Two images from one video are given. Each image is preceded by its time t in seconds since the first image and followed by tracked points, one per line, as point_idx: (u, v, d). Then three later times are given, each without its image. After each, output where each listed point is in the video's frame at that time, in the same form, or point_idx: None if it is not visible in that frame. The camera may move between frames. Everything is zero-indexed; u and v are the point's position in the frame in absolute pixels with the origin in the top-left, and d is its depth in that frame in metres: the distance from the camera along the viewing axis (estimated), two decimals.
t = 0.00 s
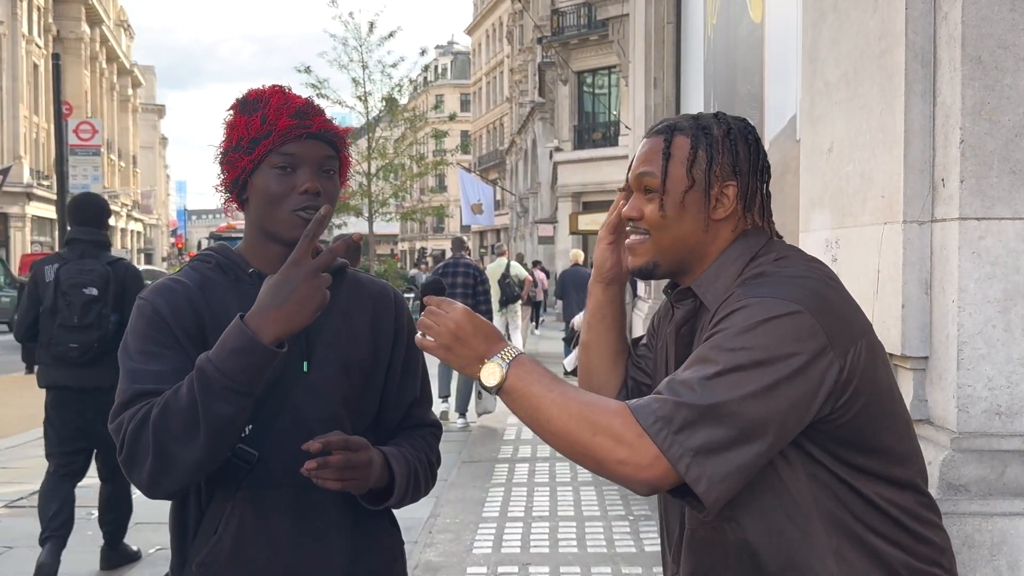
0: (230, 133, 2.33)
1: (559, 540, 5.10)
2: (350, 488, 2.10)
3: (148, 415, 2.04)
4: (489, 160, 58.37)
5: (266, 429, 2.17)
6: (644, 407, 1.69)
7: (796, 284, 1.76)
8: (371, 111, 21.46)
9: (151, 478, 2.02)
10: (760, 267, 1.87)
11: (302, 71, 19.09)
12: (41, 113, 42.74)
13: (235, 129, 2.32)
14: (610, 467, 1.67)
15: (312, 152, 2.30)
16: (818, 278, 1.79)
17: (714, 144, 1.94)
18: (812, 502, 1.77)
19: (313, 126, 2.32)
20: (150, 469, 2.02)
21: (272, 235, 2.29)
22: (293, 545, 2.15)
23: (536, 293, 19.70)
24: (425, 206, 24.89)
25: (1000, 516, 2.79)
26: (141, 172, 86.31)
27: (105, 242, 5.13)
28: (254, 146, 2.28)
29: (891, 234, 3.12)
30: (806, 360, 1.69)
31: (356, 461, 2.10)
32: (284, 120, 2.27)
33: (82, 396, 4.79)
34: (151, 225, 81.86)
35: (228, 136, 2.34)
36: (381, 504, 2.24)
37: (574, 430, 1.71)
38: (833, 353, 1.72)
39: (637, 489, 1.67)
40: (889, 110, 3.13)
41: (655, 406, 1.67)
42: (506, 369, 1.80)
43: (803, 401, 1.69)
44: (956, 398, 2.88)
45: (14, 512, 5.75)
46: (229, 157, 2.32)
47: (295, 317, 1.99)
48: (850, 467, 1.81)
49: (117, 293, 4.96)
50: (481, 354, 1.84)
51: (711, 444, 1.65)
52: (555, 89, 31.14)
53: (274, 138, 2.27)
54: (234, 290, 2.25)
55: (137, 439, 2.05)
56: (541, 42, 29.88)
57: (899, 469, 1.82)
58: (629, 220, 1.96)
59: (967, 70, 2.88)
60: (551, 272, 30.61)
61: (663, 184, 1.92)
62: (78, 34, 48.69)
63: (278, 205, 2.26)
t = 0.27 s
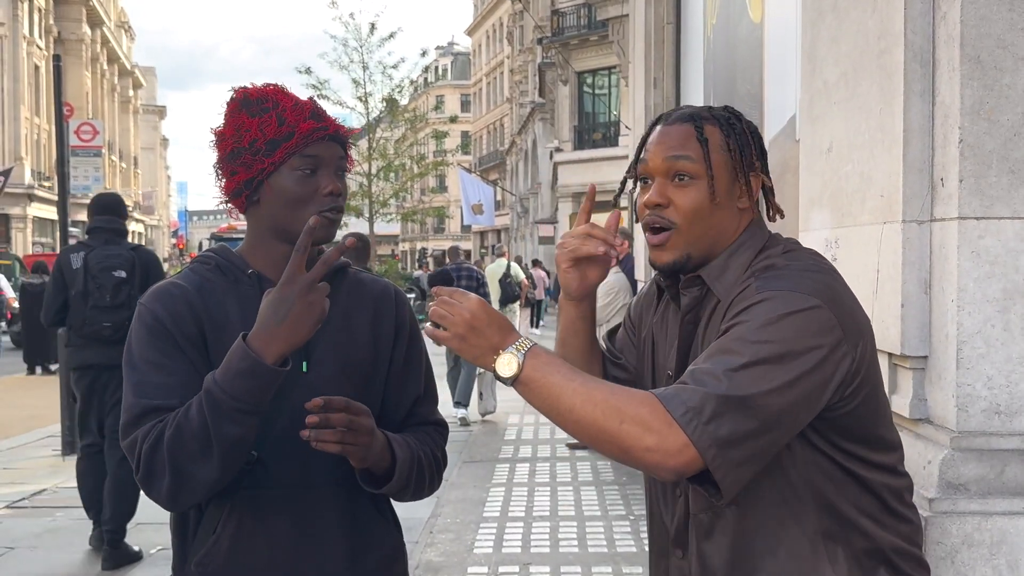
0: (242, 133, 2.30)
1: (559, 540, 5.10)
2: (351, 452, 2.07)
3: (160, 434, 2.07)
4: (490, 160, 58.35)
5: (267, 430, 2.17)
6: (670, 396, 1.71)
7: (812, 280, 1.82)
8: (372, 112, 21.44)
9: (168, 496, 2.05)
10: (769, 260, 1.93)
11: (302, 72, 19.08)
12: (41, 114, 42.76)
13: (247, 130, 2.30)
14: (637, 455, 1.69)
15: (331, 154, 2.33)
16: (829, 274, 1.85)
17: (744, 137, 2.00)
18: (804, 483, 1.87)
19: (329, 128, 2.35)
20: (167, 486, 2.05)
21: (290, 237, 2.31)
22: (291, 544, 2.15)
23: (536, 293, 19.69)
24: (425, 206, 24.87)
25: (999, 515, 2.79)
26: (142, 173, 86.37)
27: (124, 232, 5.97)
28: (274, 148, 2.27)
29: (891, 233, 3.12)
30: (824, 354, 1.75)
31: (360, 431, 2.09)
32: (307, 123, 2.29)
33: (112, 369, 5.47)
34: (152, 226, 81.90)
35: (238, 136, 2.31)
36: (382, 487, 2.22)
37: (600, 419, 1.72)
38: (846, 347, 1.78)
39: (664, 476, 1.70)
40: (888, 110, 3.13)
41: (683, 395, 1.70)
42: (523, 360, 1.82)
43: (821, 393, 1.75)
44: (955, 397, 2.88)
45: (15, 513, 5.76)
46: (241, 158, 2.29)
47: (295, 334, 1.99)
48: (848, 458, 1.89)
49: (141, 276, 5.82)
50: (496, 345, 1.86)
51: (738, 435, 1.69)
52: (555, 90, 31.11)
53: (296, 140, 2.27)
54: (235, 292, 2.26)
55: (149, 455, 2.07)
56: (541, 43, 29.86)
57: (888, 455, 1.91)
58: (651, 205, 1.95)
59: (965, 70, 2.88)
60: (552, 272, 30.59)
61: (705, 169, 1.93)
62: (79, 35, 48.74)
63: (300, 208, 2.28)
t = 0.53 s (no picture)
0: (244, 136, 2.30)
1: (558, 541, 5.10)
2: (360, 456, 2.08)
3: (167, 448, 2.07)
4: (490, 162, 58.36)
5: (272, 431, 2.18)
6: (687, 401, 1.71)
7: (818, 291, 1.84)
8: (372, 113, 21.45)
9: (177, 508, 2.07)
10: (770, 274, 1.94)
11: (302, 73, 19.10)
12: (41, 115, 42.78)
13: (251, 133, 2.29)
14: (652, 463, 1.69)
15: (333, 155, 2.35)
16: (831, 287, 1.88)
17: (712, 152, 1.98)
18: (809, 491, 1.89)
19: (330, 129, 2.37)
20: (174, 500, 2.06)
21: (295, 240, 2.31)
22: (297, 545, 2.16)
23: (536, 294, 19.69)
24: (425, 207, 24.88)
25: (998, 516, 2.80)
26: (142, 174, 86.37)
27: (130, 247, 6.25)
28: (279, 150, 2.28)
29: (889, 235, 3.13)
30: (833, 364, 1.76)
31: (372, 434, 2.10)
32: (310, 125, 2.31)
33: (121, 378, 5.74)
34: (152, 227, 81.91)
35: (238, 139, 2.31)
36: (382, 490, 2.23)
37: (613, 428, 1.72)
38: (851, 356, 1.80)
39: (678, 484, 1.69)
40: (886, 112, 3.14)
41: (699, 400, 1.70)
42: (528, 370, 1.82)
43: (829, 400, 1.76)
44: (954, 398, 2.89)
45: (15, 513, 5.77)
46: (243, 161, 2.29)
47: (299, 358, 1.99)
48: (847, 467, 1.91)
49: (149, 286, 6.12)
50: (499, 355, 1.86)
51: (753, 439, 1.68)
52: (555, 91, 31.12)
53: (301, 142, 2.29)
54: (238, 296, 2.26)
55: (157, 469, 2.08)
56: (541, 45, 29.87)
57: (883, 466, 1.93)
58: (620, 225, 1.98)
59: (964, 72, 2.89)
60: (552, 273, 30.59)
61: (658, 189, 1.95)
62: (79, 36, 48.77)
63: (306, 209, 2.29)
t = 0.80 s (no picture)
0: (248, 138, 2.29)
1: (556, 542, 5.10)
2: (365, 470, 2.11)
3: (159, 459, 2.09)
4: (489, 163, 58.38)
5: (276, 431, 2.19)
6: (622, 421, 1.68)
7: (765, 303, 1.78)
8: (371, 114, 21.45)
9: (166, 517, 2.10)
10: (726, 287, 1.88)
11: (302, 74, 19.10)
12: (40, 116, 42.77)
13: (254, 134, 2.29)
14: (589, 483, 1.65)
15: (336, 154, 2.36)
16: (783, 298, 1.80)
17: (674, 163, 1.95)
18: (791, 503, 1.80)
19: (333, 129, 2.38)
20: (161, 510, 2.09)
21: (298, 241, 2.31)
22: (303, 545, 2.16)
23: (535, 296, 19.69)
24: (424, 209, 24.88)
25: (996, 517, 2.80)
26: (140, 175, 86.34)
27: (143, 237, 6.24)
28: (284, 151, 2.28)
29: (887, 237, 3.14)
30: (777, 376, 1.70)
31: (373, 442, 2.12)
32: (313, 125, 2.32)
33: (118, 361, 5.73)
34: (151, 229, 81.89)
35: (240, 140, 2.30)
36: (388, 493, 2.26)
37: (553, 446, 1.68)
38: (802, 369, 1.73)
39: (614, 504, 1.65)
40: (884, 114, 3.15)
41: (633, 420, 1.67)
42: (484, 385, 1.78)
43: (775, 415, 1.70)
44: (951, 400, 2.90)
45: (14, 514, 5.76)
46: (247, 162, 2.29)
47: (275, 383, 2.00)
48: (820, 483, 1.83)
49: (153, 276, 6.08)
50: (459, 370, 1.81)
51: (690, 458, 1.63)
52: (554, 93, 31.14)
53: (305, 142, 2.30)
54: (239, 297, 2.26)
55: (144, 479, 2.10)
56: (540, 47, 29.89)
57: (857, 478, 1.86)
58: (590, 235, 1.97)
59: (962, 74, 2.90)
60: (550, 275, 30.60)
61: (624, 202, 1.94)
62: (79, 38, 48.81)
63: (311, 210, 2.30)
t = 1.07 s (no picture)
0: (248, 141, 2.31)
1: (554, 543, 5.11)
2: (371, 503, 2.15)
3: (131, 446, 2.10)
4: (488, 165, 58.41)
5: (276, 431, 2.20)
6: (585, 425, 1.69)
7: (730, 309, 1.78)
8: (371, 116, 21.47)
9: (140, 505, 2.12)
10: (690, 291, 1.87)
11: (301, 76, 19.12)
12: (40, 118, 42.77)
13: (255, 137, 2.30)
14: (553, 485, 1.67)
15: (335, 163, 2.37)
16: (748, 304, 1.81)
17: (641, 163, 1.97)
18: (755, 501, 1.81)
19: (334, 137, 2.39)
20: (137, 500, 2.12)
21: (293, 245, 2.32)
22: (304, 546, 2.17)
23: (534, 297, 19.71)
24: (423, 210, 24.89)
25: (991, 519, 2.81)
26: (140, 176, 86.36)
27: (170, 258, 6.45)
28: (282, 156, 2.29)
29: (884, 240, 3.15)
30: (739, 384, 1.71)
31: (376, 471, 2.16)
32: (313, 132, 2.32)
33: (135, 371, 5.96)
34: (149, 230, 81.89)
35: (241, 142, 2.31)
36: (400, 499, 2.32)
37: (518, 448, 1.70)
38: (763, 375, 1.74)
39: (577, 507, 1.68)
40: (881, 116, 3.17)
41: (596, 425, 1.68)
42: (456, 383, 1.79)
43: (735, 422, 1.71)
44: (948, 402, 2.91)
45: (13, 515, 5.77)
46: (245, 164, 2.30)
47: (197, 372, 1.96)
48: (779, 483, 1.83)
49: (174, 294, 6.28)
50: (430, 367, 1.83)
51: (649, 464, 1.66)
52: (553, 95, 31.16)
53: (304, 149, 2.30)
54: (235, 296, 2.26)
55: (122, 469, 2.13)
56: (539, 49, 29.92)
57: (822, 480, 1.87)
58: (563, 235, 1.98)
59: (958, 77, 2.91)
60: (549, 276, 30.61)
61: (591, 200, 1.95)
62: (79, 39, 48.83)
63: (306, 216, 2.30)
